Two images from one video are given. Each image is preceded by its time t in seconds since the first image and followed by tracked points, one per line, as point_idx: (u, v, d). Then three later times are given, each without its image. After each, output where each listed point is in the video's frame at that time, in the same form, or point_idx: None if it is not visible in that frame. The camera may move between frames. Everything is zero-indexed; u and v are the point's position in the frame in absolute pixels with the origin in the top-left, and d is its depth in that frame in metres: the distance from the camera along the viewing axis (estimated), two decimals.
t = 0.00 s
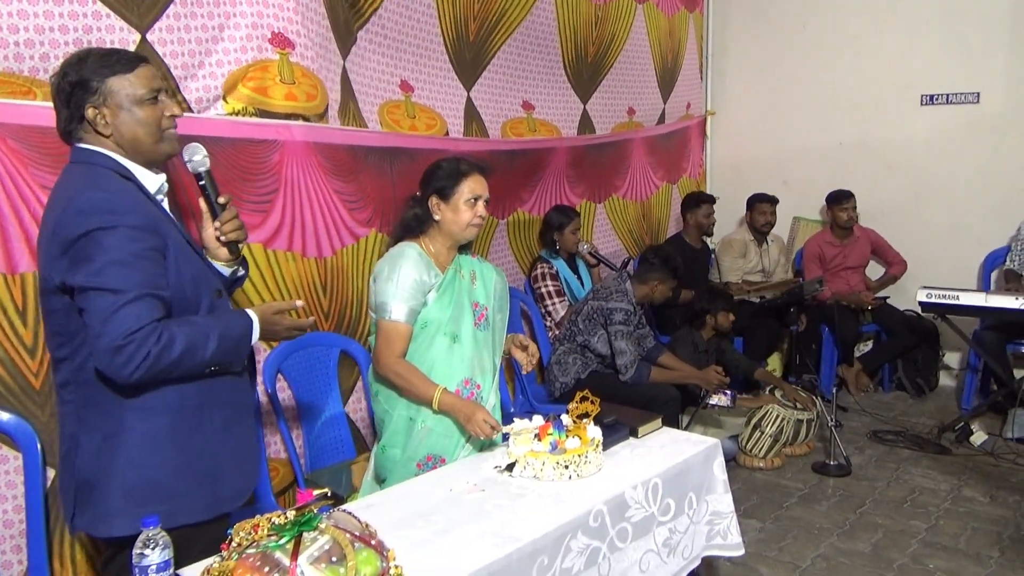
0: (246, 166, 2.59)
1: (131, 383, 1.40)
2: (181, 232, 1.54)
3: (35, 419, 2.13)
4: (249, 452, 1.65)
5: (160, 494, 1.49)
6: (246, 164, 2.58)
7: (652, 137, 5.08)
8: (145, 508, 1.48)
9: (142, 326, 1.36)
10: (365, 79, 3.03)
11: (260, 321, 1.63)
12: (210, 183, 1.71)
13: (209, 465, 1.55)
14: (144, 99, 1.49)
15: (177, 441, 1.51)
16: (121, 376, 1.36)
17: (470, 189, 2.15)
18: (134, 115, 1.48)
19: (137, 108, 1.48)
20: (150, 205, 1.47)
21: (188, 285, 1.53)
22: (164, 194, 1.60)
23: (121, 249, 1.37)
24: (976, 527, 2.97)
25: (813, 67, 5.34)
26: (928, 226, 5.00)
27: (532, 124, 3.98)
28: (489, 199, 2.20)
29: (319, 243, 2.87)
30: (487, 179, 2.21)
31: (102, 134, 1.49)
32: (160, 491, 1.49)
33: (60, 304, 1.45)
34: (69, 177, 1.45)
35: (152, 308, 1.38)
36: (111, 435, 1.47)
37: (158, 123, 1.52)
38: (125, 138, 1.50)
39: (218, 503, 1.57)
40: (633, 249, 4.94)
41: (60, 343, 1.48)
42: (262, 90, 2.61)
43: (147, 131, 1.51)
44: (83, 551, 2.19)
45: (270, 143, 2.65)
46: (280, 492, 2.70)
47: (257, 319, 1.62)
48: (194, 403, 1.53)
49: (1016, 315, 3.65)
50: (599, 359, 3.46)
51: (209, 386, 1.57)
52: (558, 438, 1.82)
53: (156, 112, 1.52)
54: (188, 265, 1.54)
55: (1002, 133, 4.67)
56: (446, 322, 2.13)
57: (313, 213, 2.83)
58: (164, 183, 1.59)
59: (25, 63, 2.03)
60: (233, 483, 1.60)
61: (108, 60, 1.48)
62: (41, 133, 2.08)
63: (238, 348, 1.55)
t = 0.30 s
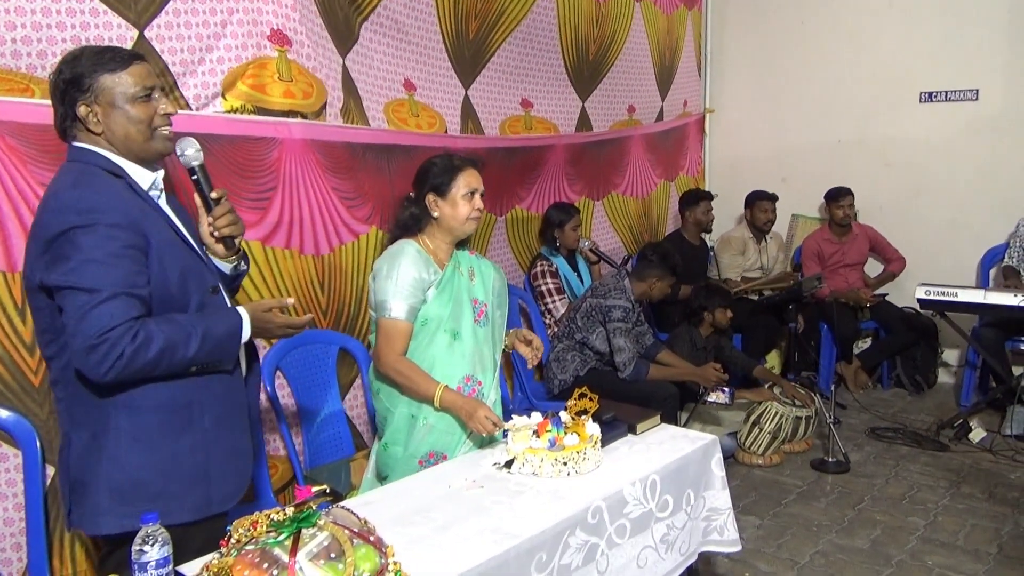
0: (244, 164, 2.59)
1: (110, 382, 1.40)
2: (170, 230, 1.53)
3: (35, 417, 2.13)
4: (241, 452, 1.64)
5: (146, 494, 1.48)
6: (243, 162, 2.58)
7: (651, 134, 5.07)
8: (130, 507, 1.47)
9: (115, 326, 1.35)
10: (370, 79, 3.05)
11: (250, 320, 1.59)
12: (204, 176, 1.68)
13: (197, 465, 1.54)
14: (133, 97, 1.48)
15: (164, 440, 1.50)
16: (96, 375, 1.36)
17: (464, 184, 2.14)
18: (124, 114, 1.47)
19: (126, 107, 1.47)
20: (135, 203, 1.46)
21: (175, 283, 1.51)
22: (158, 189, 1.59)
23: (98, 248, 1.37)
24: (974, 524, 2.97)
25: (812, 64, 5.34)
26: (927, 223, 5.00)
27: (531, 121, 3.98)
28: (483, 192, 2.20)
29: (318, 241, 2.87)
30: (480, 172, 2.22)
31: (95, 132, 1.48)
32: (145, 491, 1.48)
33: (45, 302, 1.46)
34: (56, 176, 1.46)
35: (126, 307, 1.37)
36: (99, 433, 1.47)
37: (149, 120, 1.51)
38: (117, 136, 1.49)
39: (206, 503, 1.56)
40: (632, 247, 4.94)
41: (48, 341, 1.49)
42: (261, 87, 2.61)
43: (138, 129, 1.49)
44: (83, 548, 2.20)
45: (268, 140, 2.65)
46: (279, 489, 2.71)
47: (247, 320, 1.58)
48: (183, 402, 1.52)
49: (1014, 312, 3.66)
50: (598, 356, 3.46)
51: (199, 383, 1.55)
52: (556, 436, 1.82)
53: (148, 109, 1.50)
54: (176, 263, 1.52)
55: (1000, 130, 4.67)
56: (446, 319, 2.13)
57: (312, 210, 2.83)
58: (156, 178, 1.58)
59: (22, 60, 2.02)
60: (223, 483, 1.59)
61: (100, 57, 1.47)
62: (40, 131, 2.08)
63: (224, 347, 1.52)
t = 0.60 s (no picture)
0: (243, 163, 2.59)
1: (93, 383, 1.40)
2: (160, 230, 1.51)
3: (33, 415, 2.13)
4: (231, 454, 1.61)
5: (131, 496, 1.47)
6: (241, 161, 2.58)
7: (650, 134, 5.07)
8: (116, 508, 1.46)
9: (92, 328, 1.34)
10: (373, 79, 3.07)
11: (239, 310, 1.55)
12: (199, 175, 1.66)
13: (183, 467, 1.51)
14: (121, 96, 1.47)
15: (151, 441, 1.48)
16: (75, 376, 1.36)
17: (459, 181, 2.15)
18: (112, 114, 1.47)
19: (114, 106, 1.47)
20: (122, 202, 1.45)
21: (164, 283, 1.49)
22: (156, 188, 1.59)
23: (79, 249, 1.36)
24: (972, 522, 2.98)
25: (811, 63, 5.34)
26: (925, 223, 5.01)
27: (532, 121, 3.99)
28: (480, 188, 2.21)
29: (317, 240, 2.88)
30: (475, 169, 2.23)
31: (88, 132, 1.49)
32: (131, 492, 1.47)
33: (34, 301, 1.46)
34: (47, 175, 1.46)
35: (105, 309, 1.36)
36: (87, 432, 1.46)
37: (137, 120, 1.49)
38: (107, 136, 1.49)
39: (192, 506, 1.53)
40: (630, 246, 4.95)
41: (39, 339, 1.50)
42: (259, 87, 2.61)
43: (126, 129, 1.49)
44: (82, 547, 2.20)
45: (266, 140, 2.66)
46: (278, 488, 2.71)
47: (235, 310, 1.55)
48: (172, 402, 1.50)
49: (1012, 311, 3.66)
50: (596, 356, 3.46)
51: (187, 381, 1.52)
52: (555, 434, 1.82)
53: (137, 109, 1.49)
54: (164, 263, 1.49)
55: (999, 129, 4.68)
56: (447, 318, 2.13)
57: (311, 210, 2.84)
58: (154, 177, 1.58)
59: (21, 58, 2.03)
60: (211, 485, 1.57)
61: (99, 56, 1.48)
62: (38, 130, 2.08)
63: (209, 342, 1.49)
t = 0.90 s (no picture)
0: (241, 163, 2.59)
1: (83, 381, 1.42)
2: (153, 230, 1.51)
3: (32, 415, 2.13)
4: (223, 456, 1.61)
5: (120, 495, 1.46)
6: (239, 161, 2.58)
7: (647, 133, 5.08)
8: (105, 506, 1.46)
9: (73, 326, 1.34)
10: (377, 72, 3.10)
11: (216, 287, 1.46)
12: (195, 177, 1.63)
13: (174, 468, 1.51)
14: (114, 97, 1.47)
15: (142, 441, 1.47)
16: (64, 375, 1.37)
17: (458, 179, 2.16)
18: (105, 114, 1.47)
19: (107, 106, 1.47)
20: (112, 202, 1.44)
21: (157, 280, 1.49)
22: (152, 188, 1.59)
23: (63, 247, 1.36)
24: (968, 520, 2.99)
25: (808, 62, 5.35)
26: (922, 221, 5.02)
27: (531, 121, 3.99)
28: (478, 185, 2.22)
29: (316, 239, 2.88)
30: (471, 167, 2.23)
31: (83, 132, 1.50)
32: (119, 491, 1.46)
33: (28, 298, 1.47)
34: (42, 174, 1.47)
35: (89, 307, 1.35)
36: (79, 430, 1.46)
37: (128, 121, 1.49)
38: (99, 136, 1.49)
39: (181, 508, 1.53)
40: (629, 244, 4.95)
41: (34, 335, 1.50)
42: (257, 87, 2.61)
43: (118, 130, 1.49)
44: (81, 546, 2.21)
45: (265, 140, 2.66)
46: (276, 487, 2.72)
47: (212, 288, 1.46)
48: (166, 402, 1.50)
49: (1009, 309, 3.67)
50: (595, 354, 3.47)
51: (181, 382, 1.52)
52: (553, 433, 1.83)
53: (131, 110, 1.49)
54: (156, 262, 1.49)
55: (995, 128, 4.69)
56: (448, 317, 2.14)
57: (310, 209, 2.84)
58: (150, 177, 1.58)
59: (19, 59, 2.03)
60: (202, 487, 1.56)
61: (97, 58, 1.49)
62: (37, 130, 2.09)
63: (185, 320, 1.40)
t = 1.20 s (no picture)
0: (240, 162, 2.59)
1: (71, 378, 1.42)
2: (149, 229, 1.51)
3: (30, 414, 2.13)
4: (216, 458, 1.60)
5: (111, 494, 1.46)
6: (237, 160, 2.58)
7: (647, 132, 5.08)
8: (96, 505, 1.46)
9: (62, 324, 1.34)
10: (375, 76, 3.09)
11: (216, 304, 1.44)
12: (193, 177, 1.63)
13: (167, 467, 1.50)
14: (112, 95, 1.47)
15: (135, 440, 1.47)
16: (52, 372, 1.37)
17: (458, 178, 2.16)
18: (103, 113, 1.47)
19: (105, 105, 1.47)
20: (106, 201, 1.44)
21: (150, 280, 1.49)
22: (151, 187, 1.59)
23: (55, 245, 1.36)
24: (967, 519, 2.99)
25: (807, 62, 5.35)
26: (921, 221, 5.02)
27: (530, 121, 3.99)
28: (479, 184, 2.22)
29: (316, 238, 2.88)
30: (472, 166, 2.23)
31: (81, 132, 1.51)
32: (110, 489, 1.46)
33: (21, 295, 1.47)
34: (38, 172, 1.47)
35: (81, 305, 1.35)
36: (72, 428, 1.46)
37: (126, 119, 1.48)
38: (97, 136, 1.50)
39: (171, 508, 1.52)
40: (628, 244, 4.95)
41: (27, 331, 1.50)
42: (257, 85, 2.61)
43: (114, 129, 1.48)
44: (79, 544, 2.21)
45: (264, 139, 2.66)
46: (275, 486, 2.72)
47: (211, 304, 1.44)
48: (159, 402, 1.49)
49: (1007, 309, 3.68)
50: (594, 354, 3.47)
51: (175, 382, 1.52)
52: (552, 432, 1.83)
53: (126, 110, 1.48)
54: (150, 261, 1.49)
55: (994, 128, 4.69)
56: (449, 316, 2.14)
57: (309, 208, 2.84)
58: (148, 176, 1.58)
59: (18, 59, 2.03)
60: (194, 488, 1.56)
61: (94, 57, 1.48)
62: (36, 129, 2.08)
63: (178, 334, 1.40)
